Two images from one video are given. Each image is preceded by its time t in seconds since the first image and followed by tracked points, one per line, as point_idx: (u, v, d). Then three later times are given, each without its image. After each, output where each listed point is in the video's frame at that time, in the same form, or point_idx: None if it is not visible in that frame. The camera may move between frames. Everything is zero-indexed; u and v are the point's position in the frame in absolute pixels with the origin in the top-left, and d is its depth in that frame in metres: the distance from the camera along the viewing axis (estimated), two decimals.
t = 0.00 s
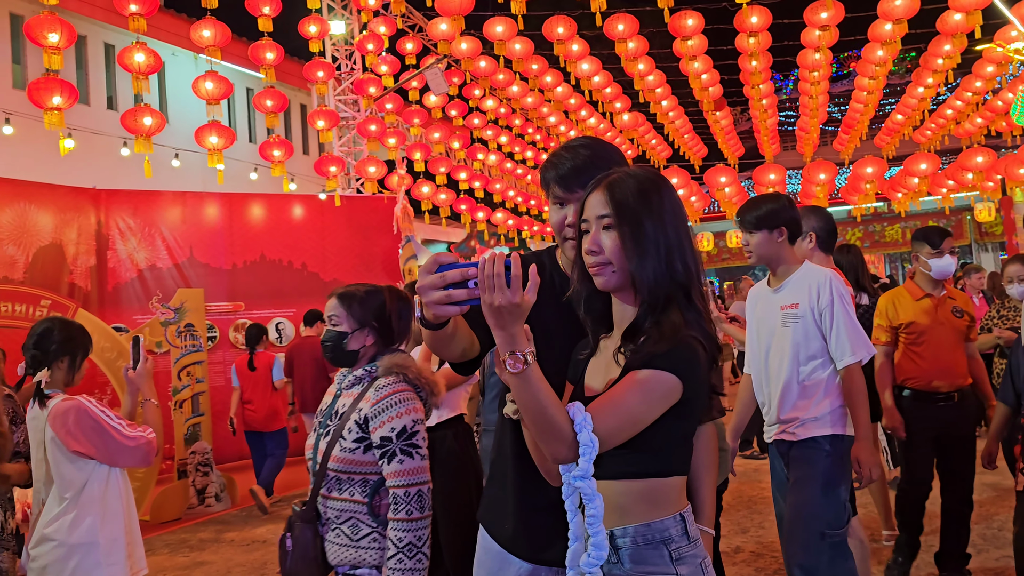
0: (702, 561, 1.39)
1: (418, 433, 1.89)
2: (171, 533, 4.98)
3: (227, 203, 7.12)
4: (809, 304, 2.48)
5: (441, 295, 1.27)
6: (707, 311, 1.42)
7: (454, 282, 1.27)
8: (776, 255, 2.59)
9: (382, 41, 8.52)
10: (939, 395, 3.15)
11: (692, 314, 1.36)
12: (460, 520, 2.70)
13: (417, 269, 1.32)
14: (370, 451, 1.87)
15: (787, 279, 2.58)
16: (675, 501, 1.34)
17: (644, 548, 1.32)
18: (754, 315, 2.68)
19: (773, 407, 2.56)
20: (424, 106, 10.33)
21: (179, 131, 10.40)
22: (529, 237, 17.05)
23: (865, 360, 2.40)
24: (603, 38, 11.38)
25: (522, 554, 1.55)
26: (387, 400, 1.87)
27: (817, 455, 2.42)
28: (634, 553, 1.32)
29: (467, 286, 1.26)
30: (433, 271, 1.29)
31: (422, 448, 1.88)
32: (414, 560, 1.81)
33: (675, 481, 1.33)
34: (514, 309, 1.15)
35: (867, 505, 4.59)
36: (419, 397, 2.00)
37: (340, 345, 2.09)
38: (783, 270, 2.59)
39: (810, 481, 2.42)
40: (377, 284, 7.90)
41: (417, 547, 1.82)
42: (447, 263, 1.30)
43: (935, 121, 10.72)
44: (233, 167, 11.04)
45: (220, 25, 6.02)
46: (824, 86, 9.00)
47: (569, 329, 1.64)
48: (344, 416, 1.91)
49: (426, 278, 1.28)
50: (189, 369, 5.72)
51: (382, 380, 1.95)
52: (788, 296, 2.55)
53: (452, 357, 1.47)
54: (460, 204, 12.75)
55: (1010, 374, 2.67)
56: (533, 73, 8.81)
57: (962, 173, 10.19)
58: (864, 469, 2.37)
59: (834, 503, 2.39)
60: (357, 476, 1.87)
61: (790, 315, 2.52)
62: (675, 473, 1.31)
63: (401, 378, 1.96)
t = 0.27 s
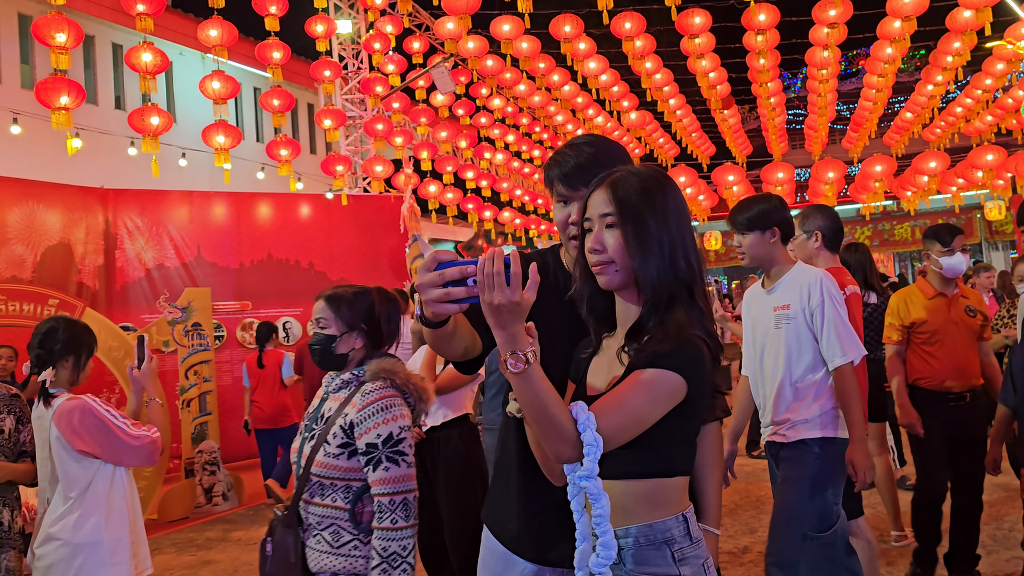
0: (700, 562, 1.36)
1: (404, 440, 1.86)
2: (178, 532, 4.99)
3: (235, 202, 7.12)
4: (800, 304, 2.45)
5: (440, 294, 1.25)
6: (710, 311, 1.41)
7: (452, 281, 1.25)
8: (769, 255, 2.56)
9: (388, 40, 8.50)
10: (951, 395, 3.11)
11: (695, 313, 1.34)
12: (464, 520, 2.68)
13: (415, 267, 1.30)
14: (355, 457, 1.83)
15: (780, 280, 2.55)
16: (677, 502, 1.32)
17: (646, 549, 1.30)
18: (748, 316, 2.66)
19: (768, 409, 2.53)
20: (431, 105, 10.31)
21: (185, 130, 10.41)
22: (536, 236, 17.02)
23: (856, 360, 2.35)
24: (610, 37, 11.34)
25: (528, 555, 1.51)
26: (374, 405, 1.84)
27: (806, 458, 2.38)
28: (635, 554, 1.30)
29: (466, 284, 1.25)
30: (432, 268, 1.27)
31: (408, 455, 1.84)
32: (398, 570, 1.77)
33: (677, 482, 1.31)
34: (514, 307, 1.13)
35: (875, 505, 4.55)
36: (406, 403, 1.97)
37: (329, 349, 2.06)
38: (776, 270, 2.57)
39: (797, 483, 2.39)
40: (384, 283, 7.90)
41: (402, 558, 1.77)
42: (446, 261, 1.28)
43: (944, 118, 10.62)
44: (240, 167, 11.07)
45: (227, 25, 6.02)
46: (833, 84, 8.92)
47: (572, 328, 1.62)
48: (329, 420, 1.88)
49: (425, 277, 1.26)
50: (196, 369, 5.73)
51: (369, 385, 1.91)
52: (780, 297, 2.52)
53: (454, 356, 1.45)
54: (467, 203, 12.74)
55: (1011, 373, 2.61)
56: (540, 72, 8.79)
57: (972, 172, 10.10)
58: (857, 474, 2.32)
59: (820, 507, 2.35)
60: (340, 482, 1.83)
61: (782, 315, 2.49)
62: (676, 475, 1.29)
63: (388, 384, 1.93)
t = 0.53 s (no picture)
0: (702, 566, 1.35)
1: (384, 444, 1.84)
2: (188, 531, 5.01)
3: (244, 201, 7.11)
4: (787, 309, 2.42)
5: (440, 293, 1.23)
6: (715, 310, 1.38)
7: (452, 280, 1.23)
8: (759, 258, 2.52)
9: (397, 39, 8.48)
10: (968, 396, 3.05)
11: (700, 312, 1.32)
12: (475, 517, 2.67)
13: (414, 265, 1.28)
14: (334, 460, 1.82)
15: (769, 283, 2.51)
16: (680, 502, 1.31)
17: (650, 550, 1.29)
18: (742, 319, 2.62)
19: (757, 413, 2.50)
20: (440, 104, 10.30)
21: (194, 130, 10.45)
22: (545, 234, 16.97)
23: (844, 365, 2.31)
24: (620, 35, 11.28)
25: (532, 556, 1.49)
26: (355, 408, 1.83)
27: (790, 463, 2.35)
28: (640, 555, 1.29)
29: (465, 283, 1.22)
30: (431, 267, 1.24)
31: (388, 460, 1.83)
32: None
33: (680, 483, 1.30)
34: (514, 308, 1.10)
35: (887, 505, 4.50)
36: (389, 405, 1.95)
37: (314, 348, 2.02)
38: (767, 273, 2.53)
39: (780, 487, 2.36)
40: (393, 282, 7.90)
41: (373, 566, 1.74)
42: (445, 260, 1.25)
43: (956, 116, 10.50)
44: (250, 166, 11.11)
45: (236, 25, 6.02)
46: (844, 82, 8.83)
47: (578, 328, 1.59)
48: (310, 421, 1.86)
49: (424, 276, 1.24)
50: (206, 367, 5.75)
51: (352, 386, 1.90)
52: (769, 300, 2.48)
53: (456, 356, 1.43)
54: (476, 202, 12.72)
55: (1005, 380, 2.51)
56: (550, 70, 8.76)
57: (984, 169, 9.99)
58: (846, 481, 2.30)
59: (802, 514, 2.33)
60: (319, 485, 1.81)
61: (770, 320, 2.46)
62: (678, 478, 1.28)
63: (371, 386, 1.91)
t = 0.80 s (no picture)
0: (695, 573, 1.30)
1: (361, 446, 1.80)
2: (196, 530, 5.01)
3: (254, 201, 7.12)
4: (771, 317, 2.37)
5: (439, 295, 1.20)
6: (721, 310, 1.35)
7: (452, 281, 1.20)
8: (748, 261, 2.49)
9: (406, 38, 8.47)
10: (986, 399, 2.97)
11: (706, 313, 1.29)
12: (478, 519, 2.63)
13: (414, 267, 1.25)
14: (311, 460, 1.80)
15: (758, 288, 2.47)
16: (686, 504, 1.29)
17: (655, 552, 1.27)
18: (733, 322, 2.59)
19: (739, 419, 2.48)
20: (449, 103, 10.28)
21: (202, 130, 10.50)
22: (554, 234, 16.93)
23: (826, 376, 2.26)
24: (629, 33, 11.23)
25: (537, 558, 1.47)
26: (332, 407, 1.80)
27: (770, 471, 2.31)
28: (647, 558, 1.27)
29: (465, 283, 1.19)
30: (431, 268, 1.22)
31: (363, 463, 1.79)
32: None
33: (685, 486, 1.28)
34: (518, 313, 1.08)
35: (899, 506, 4.44)
36: (370, 405, 1.91)
37: (297, 346, 2.02)
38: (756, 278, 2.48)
39: (759, 496, 2.29)
40: (402, 282, 7.90)
41: (337, 570, 1.71)
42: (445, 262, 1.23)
43: (969, 114, 10.38)
44: (258, 166, 11.15)
45: (245, 25, 6.03)
46: (856, 80, 8.74)
47: (581, 327, 1.57)
48: (290, 419, 1.84)
49: (424, 278, 1.22)
50: (215, 367, 5.77)
51: (332, 385, 1.87)
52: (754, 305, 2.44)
53: (457, 356, 1.41)
54: (485, 201, 12.69)
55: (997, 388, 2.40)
56: (558, 69, 8.72)
57: (998, 167, 9.86)
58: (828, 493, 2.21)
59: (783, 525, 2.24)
60: (296, 485, 1.79)
61: (756, 325, 2.42)
62: (685, 481, 1.26)
63: (352, 386, 1.87)
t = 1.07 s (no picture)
0: None
1: (336, 447, 1.78)
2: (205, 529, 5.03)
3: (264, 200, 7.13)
4: (754, 319, 2.35)
5: (439, 296, 1.19)
6: (726, 309, 1.33)
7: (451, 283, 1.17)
8: (739, 263, 2.44)
9: (415, 38, 8.46)
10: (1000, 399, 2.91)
11: (711, 312, 1.27)
12: (489, 515, 2.62)
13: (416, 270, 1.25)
14: (289, 462, 1.78)
15: (746, 288, 2.44)
16: (691, 504, 1.27)
17: (661, 553, 1.24)
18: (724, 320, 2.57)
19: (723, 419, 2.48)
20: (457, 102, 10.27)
21: (211, 130, 10.53)
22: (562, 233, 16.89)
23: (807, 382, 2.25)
24: (638, 31, 11.18)
25: (542, 559, 1.45)
26: (309, 407, 1.78)
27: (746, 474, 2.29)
28: (651, 559, 1.25)
29: (465, 288, 1.15)
30: (432, 270, 1.21)
31: (336, 465, 1.76)
32: None
33: (689, 486, 1.26)
34: (531, 321, 1.06)
35: (911, 506, 4.39)
36: (351, 405, 1.89)
37: (281, 344, 1.99)
38: (745, 278, 2.45)
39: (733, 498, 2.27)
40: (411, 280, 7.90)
41: (298, 573, 1.69)
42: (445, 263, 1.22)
43: (982, 111, 10.27)
44: (267, 165, 11.19)
45: (254, 24, 6.04)
46: (867, 77, 8.65)
47: (584, 327, 1.55)
48: (270, 421, 1.84)
49: (425, 280, 1.21)
50: (224, 366, 5.79)
51: (312, 385, 1.85)
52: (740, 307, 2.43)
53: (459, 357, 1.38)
54: (494, 200, 12.68)
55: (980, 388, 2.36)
56: (568, 67, 8.69)
57: (1012, 165, 9.75)
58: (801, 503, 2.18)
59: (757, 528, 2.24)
60: (276, 487, 1.78)
61: (741, 327, 2.41)
62: (690, 481, 1.23)
63: (331, 386, 1.85)
